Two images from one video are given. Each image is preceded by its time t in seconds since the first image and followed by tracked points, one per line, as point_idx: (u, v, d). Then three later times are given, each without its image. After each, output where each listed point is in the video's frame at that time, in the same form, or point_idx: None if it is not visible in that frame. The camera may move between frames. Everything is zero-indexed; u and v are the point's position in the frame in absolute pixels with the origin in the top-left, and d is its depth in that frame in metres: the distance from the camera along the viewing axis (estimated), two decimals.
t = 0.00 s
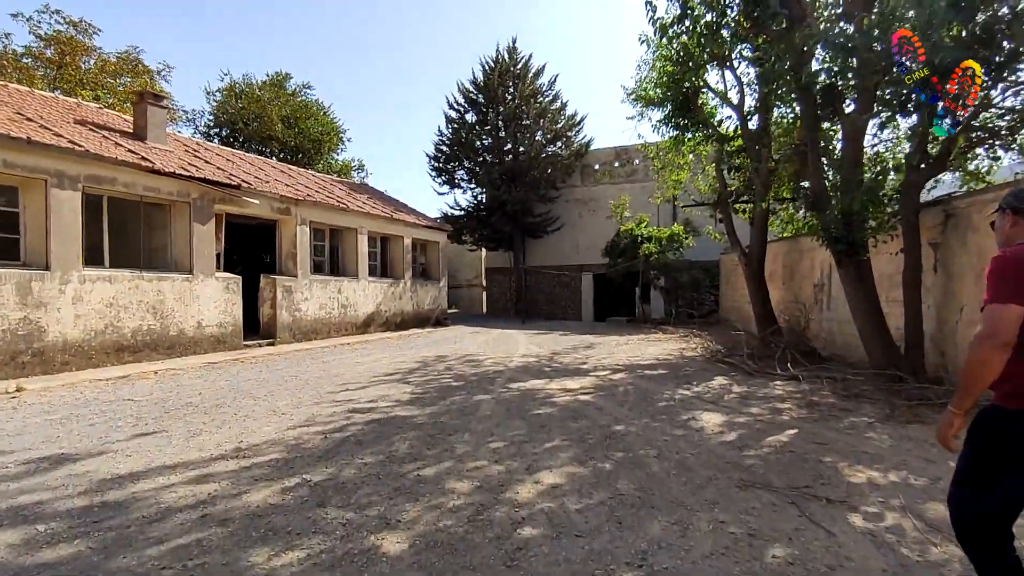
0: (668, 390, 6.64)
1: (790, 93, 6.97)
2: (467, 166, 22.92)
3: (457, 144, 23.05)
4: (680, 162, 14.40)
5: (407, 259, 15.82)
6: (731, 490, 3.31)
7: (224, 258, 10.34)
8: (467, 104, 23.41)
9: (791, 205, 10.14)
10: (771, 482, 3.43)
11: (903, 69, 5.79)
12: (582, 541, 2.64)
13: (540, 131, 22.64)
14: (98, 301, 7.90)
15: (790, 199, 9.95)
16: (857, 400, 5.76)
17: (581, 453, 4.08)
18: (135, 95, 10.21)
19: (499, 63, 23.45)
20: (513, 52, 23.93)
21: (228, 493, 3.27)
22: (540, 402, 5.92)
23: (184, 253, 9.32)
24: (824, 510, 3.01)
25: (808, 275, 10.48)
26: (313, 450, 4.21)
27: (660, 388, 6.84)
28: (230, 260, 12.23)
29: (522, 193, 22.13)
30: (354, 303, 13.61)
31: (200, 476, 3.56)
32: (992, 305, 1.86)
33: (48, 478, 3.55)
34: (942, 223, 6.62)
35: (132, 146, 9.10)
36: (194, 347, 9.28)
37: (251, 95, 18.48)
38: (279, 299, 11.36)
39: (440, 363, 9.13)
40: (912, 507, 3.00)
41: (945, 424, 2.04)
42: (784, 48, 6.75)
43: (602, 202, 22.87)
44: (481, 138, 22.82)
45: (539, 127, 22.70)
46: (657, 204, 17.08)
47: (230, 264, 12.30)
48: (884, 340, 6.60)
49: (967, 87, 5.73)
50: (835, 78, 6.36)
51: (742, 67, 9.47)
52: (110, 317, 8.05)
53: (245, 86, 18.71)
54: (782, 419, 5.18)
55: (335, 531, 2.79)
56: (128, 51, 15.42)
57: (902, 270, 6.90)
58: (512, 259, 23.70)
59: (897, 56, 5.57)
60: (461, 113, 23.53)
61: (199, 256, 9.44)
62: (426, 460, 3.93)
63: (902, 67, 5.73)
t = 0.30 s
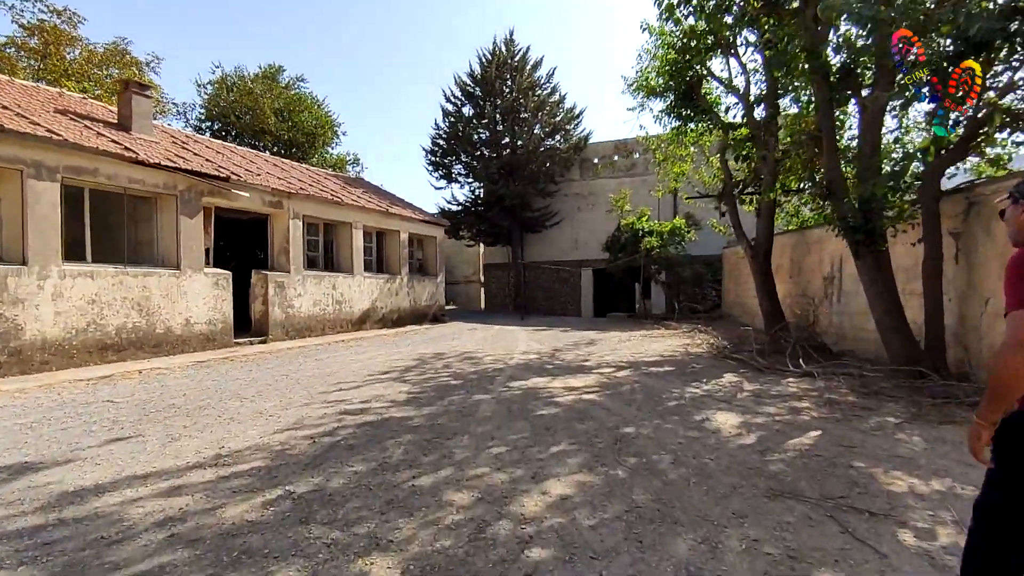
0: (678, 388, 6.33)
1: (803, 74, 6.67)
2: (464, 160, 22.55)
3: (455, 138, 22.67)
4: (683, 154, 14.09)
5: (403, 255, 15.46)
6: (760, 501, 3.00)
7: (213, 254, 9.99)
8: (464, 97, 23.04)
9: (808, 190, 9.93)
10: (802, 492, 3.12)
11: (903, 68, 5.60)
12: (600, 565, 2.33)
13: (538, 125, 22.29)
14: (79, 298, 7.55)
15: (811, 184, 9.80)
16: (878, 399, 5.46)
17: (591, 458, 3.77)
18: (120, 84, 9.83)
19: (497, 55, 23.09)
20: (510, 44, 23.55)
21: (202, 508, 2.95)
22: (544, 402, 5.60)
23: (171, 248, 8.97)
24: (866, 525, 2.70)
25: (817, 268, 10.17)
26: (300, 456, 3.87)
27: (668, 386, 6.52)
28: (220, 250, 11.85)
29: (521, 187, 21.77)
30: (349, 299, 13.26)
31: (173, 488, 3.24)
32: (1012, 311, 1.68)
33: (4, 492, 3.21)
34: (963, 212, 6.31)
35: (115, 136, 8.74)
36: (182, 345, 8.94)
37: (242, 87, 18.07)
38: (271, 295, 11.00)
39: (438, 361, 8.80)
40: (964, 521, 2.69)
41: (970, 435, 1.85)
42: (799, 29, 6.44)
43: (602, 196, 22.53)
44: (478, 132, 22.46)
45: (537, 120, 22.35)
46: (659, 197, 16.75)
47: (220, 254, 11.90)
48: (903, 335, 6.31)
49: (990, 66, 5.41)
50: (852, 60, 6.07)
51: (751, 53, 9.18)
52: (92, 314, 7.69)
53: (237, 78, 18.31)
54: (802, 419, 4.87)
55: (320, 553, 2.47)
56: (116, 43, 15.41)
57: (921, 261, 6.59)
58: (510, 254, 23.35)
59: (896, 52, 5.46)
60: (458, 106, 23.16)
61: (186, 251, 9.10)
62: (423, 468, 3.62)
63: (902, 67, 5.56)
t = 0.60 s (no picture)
0: (685, 394, 6.00)
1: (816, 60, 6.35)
2: (460, 156, 22.19)
3: (451, 132, 22.29)
4: (685, 148, 13.77)
5: (398, 251, 15.10)
6: (791, 530, 2.68)
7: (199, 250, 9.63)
8: (460, 91, 22.67)
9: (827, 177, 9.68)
10: (836, 518, 2.80)
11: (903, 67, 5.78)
12: None
13: (535, 119, 21.93)
14: (53, 296, 7.18)
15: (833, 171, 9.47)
16: (899, 406, 5.15)
17: (598, 476, 3.44)
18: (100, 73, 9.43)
19: (494, 48, 22.70)
20: (507, 37, 23.17)
21: (161, 540, 2.60)
22: (545, 409, 5.27)
23: (153, 244, 8.60)
24: (915, 560, 2.39)
25: (825, 266, 9.87)
26: (280, 473, 3.53)
27: (675, 391, 6.20)
28: (208, 244, 11.50)
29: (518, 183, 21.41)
30: (341, 297, 12.90)
31: (133, 514, 2.89)
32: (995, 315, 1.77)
33: None
34: (984, 208, 6.01)
35: (94, 127, 8.36)
36: (165, 346, 8.58)
37: (233, 79, 17.63)
38: (260, 293, 10.62)
39: (432, 362, 8.47)
40: None
41: (950, 446, 1.96)
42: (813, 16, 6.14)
43: (600, 192, 22.20)
44: (475, 126, 22.07)
45: (535, 114, 21.99)
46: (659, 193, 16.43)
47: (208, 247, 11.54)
48: (921, 337, 6.00)
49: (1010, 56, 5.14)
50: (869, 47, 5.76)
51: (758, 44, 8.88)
52: (68, 314, 7.32)
53: (227, 69, 17.88)
54: (821, 428, 4.56)
55: None
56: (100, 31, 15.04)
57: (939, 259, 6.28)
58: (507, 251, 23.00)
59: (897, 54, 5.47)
60: (454, 100, 22.79)
61: (169, 247, 8.73)
62: (414, 488, 3.28)
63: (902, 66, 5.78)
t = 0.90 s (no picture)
0: (693, 393, 5.68)
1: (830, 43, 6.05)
2: (455, 150, 21.81)
3: (445, 126, 21.89)
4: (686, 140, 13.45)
5: (391, 246, 14.73)
6: (832, 553, 2.35)
7: (182, 244, 9.24)
8: (455, 84, 22.29)
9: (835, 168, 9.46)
10: (879, 537, 2.47)
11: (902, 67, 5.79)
12: None
13: (532, 113, 21.56)
14: (24, 291, 6.79)
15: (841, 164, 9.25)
16: (923, 406, 4.83)
17: (607, 488, 3.11)
18: (77, 58, 8.99)
19: (489, 40, 22.28)
20: (503, 29, 22.75)
21: (111, 568, 2.26)
22: (546, 411, 4.94)
23: (133, 237, 8.21)
24: None
25: (831, 260, 9.57)
26: (254, 485, 3.18)
27: (681, 390, 5.88)
28: (194, 237, 11.14)
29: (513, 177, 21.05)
30: (332, 293, 12.53)
31: (81, 537, 2.54)
32: None
33: None
34: (1007, 196, 5.69)
35: (70, 114, 7.96)
36: (146, 343, 8.21)
37: (222, 70, 17.19)
38: (248, 289, 10.24)
39: (426, 360, 8.13)
40: None
41: (952, 415, 1.81)
42: None
43: (597, 187, 21.86)
44: (470, 120, 21.69)
45: (531, 108, 21.62)
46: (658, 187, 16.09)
47: (193, 240, 11.19)
48: (941, 334, 5.68)
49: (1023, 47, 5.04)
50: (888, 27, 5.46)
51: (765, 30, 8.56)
52: (41, 310, 6.94)
53: (216, 60, 17.43)
54: (843, 431, 4.24)
55: None
56: (83, 19, 14.59)
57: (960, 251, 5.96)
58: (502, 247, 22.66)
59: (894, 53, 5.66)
60: (449, 94, 22.39)
61: (150, 240, 8.34)
62: (403, 501, 2.94)
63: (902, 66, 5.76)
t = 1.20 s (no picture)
0: (705, 403, 5.37)
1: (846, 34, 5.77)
2: (451, 149, 21.45)
3: (441, 125, 21.54)
4: (687, 139, 13.17)
5: (386, 248, 14.37)
6: None
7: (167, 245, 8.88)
8: (451, 83, 21.95)
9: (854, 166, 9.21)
10: None
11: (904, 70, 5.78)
12: None
13: (529, 112, 21.25)
14: None
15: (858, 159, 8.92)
16: (954, 418, 4.53)
17: (627, 518, 2.78)
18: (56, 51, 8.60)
19: (485, 38, 21.94)
20: (500, 27, 22.42)
21: None
22: (551, 424, 4.61)
23: (115, 239, 7.84)
24: None
25: (840, 261, 9.28)
26: (229, 517, 2.83)
27: (693, 400, 5.56)
28: (182, 238, 10.71)
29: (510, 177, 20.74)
30: (325, 295, 12.16)
31: None
32: None
33: None
34: None
35: (48, 109, 7.58)
36: (128, 350, 7.84)
37: (212, 67, 16.78)
38: (236, 292, 9.86)
39: (422, 366, 7.78)
40: None
41: None
42: None
43: (595, 187, 21.57)
44: (466, 119, 21.34)
45: (528, 107, 21.30)
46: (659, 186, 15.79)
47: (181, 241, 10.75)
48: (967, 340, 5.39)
49: None
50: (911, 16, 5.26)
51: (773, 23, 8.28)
52: (13, 316, 6.56)
53: (206, 57, 17.05)
54: (873, 446, 3.92)
55: None
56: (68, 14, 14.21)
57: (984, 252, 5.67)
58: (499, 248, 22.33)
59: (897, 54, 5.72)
60: (444, 92, 22.06)
61: (132, 241, 7.97)
62: (397, 536, 2.60)
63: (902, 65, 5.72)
